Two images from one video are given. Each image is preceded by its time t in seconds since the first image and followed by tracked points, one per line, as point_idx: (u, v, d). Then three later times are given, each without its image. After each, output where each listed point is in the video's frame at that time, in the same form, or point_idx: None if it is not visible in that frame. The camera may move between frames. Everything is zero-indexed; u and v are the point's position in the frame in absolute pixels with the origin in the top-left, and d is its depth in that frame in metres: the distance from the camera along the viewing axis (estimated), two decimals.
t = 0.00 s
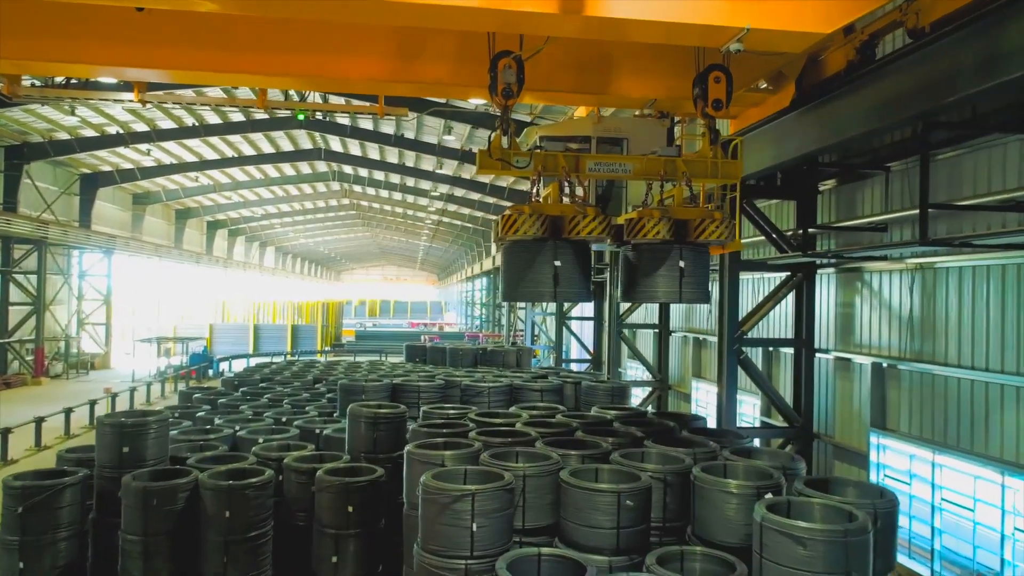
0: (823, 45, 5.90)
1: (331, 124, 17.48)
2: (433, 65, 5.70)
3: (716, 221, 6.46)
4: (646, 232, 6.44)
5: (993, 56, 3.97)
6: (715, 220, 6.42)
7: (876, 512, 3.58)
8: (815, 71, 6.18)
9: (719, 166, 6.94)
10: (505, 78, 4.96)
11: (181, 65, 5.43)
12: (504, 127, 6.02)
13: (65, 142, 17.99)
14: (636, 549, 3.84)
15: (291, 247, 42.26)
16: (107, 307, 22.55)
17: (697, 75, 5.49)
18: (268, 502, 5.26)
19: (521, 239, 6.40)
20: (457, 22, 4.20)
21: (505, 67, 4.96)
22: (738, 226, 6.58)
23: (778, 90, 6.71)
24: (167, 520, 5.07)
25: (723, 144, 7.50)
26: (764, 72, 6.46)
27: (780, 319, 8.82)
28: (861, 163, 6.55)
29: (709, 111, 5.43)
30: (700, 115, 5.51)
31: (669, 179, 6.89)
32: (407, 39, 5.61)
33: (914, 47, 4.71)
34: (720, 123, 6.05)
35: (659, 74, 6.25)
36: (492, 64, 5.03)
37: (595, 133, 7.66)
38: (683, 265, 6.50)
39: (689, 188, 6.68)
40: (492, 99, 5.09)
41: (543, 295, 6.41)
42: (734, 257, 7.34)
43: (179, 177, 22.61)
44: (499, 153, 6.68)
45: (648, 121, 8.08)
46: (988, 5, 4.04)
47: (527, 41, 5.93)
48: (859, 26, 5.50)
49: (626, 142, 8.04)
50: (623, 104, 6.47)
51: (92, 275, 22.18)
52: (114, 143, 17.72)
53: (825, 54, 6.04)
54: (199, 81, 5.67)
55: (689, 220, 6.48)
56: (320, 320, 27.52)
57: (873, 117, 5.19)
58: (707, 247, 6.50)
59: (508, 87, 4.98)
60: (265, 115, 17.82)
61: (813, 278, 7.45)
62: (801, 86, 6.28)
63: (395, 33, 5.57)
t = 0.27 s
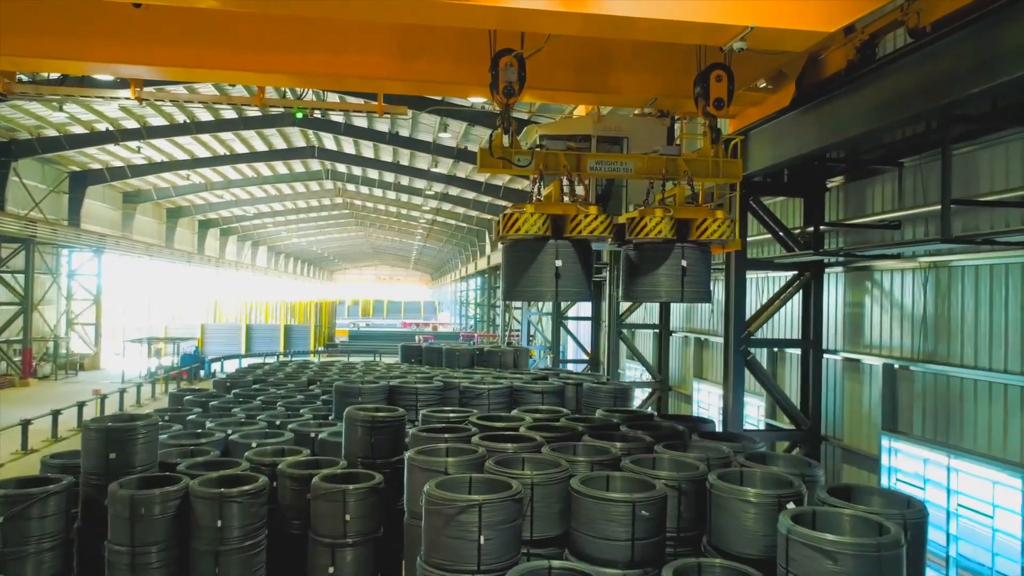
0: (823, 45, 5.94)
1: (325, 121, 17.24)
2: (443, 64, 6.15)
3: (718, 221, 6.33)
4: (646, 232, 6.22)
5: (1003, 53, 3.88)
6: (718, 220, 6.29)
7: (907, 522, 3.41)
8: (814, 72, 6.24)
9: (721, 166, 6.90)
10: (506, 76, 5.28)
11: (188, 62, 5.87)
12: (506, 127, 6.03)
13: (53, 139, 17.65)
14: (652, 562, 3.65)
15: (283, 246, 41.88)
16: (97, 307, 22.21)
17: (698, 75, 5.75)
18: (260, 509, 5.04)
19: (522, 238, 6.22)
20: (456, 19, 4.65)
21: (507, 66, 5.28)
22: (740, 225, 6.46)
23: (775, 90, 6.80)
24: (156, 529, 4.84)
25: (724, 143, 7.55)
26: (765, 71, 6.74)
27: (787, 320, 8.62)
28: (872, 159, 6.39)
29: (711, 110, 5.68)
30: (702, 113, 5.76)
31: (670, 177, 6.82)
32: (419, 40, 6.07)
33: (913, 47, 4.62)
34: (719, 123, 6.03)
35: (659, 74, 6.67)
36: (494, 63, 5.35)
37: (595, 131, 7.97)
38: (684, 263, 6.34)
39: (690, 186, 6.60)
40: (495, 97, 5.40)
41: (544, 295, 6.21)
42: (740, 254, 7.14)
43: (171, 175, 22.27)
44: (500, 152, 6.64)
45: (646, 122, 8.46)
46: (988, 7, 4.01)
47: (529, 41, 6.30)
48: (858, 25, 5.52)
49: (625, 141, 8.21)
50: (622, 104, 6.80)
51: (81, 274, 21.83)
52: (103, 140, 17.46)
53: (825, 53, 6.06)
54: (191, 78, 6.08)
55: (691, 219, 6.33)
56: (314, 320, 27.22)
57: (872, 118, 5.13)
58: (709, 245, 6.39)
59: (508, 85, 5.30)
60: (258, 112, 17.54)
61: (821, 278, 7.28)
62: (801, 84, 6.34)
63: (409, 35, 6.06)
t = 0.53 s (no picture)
0: (823, 45, 5.73)
1: (319, 118, 16.98)
2: (446, 64, 6.01)
3: (721, 220, 6.17)
4: (647, 231, 6.12)
5: None
6: (720, 219, 6.12)
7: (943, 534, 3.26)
8: (814, 72, 6.03)
9: (721, 164, 6.87)
10: (507, 74, 5.17)
11: (189, 59, 5.68)
12: (505, 124, 5.86)
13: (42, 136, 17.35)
14: None
15: (277, 246, 41.53)
16: (88, 307, 21.89)
17: (699, 74, 5.60)
18: (253, 517, 4.84)
19: (523, 237, 6.17)
20: (453, 17, 4.39)
21: (508, 63, 5.17)
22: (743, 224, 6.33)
23: (775, 90, 6.55)
24: (144, 541, 4.62)
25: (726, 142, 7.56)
26: (765, 71, 6.44)
27: (794, 322, 8.44)
28: (886, 155, 6.24)
29: (712, 109, 5.53)
30: (703, 112, 5.61)
31: (671, 176, 6.82)
32: (421, 39, 5.93)
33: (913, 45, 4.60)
34: (720, 121, 5.89)
35: (661, 72, 6.57)
36: (494, 61, 5.23)
37: (596, 130, 7.86)
38: (687, 262, 6.23)
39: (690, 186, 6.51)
40: (495, 97, 5.28)
41: (546, 295, 6.22)
42: (747, 252, 6.96)
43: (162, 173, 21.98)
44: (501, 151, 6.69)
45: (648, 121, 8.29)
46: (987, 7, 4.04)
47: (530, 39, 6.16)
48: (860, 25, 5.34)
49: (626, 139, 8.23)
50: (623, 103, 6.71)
51: (72, 274, 21.52)
52: (94, 137, 17.19)
53: (826, 52, 5.82)
54: (186, 76, 5.87)
55: (693, 218, 6.14)
56: (308, 320, 26.96)
57: (872, 117, 5.15)
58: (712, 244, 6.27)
59: (509, 83, 5.20)
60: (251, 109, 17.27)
61: (831, 276, 7.10)
62: (801, 84, 6.16)
63: (412, 33, 5.92)
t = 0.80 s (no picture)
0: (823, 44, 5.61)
1: (315, 116, 16.73)
2: (448, 62, 5.85)
3: (724, 219, 6.28)
4: (649, 231, 6.24)
5: None
6: (723, 218, 6.26)
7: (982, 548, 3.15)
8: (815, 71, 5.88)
9: (724, 163, 6.80)
10: (509, 73, 5.08)
11: (191, 57, 5.56)
12: (506, 122, 5.65)
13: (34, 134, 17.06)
14: None
15: (272, 245, 41.23)
16: (81, 307, 21.61)
17: (701, 73, 5.51)
18: (248, 527, 4.62)
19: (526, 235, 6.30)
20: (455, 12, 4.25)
21: (510, 61, 5.06)
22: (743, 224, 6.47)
23: (778, 90, 6.36)
24: (133, 553, 4.41)
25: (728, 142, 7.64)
26: (766, 70, 6.16)
27: (803, 323, 8.22)
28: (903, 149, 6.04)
29: (714, 107, 5.43)
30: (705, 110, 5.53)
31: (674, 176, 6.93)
32: (421, 37, 5.79)
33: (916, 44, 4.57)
34: (723, 120, 5.78)
35: (660, 71, 6.36)
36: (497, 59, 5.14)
37: (596, 129, 8.01)
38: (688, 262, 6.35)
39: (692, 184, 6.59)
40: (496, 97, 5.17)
41: (547, 294, 6.37)
42: (757, 250, 6.78)
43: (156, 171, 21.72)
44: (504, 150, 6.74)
45: (650, 121, 8.34)
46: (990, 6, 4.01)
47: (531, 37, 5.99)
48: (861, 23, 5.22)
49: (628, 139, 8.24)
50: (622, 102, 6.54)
51: (65, 273, 21.24)
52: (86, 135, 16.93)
53: (827, 51, 5.67)
54: (183, 74, 5.74)
55: (697, 217, 6.26)
56: (304, 320, 26.70)
57: (873, 117, 5.13)
58: (713, 243, 6.39)
59: (512, 82, 5.09)
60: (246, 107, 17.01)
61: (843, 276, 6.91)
62: (801, 83, 6.01)
63: (412, 31, 5.77)
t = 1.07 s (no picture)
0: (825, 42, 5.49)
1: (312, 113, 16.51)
2: (453, 62, 5.69)
3: (727, 219, 6.27)
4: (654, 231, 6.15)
5: None
6: (726, 218, 6.24)
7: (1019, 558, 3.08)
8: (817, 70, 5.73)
9: (728, 162, 6.74)
10: (512, 73, 4.79)
11: (197, 56, 5.39)
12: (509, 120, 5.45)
13: (27, 131, 16.81)
14: None
15: (269, 245, 40.95)
16: (75, 307, 21.36)
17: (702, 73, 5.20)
18: (243, 539, 4.42)
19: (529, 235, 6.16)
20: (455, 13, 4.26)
21: (512, 61, 4.79)
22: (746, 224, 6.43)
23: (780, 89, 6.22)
24: (122, 565, 4.21)
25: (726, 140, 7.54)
26: (768, 70, 5.94)
27: (815, 324, 8.04)
28: (920, 145, 5.86)
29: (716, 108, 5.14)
30: (708, 111, 5.24)
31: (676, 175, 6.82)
32: (425, 36, 5.63)
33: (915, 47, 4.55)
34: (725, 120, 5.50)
35: (661, 70, 6.16)
36: (498, 59, 4.86)
37: (598, 130, 7.71)
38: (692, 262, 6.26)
39: (694, 185, 6.50)
40: (499, 94, 4.90)
41: (550, 295, 6.20)
42: (769, 248, 6.57)
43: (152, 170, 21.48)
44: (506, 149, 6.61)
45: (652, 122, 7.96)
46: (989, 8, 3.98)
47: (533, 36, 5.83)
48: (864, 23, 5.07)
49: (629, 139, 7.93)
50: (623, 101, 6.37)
51: (59, 273, 20.99)
52: (80, 132, 16.68)
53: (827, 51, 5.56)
54: (183, 73, 5.55)
55: (699, 218, 6.22)
56: (302, 320, 26.47)
57: (875, 116, 5.12)
58: (716, 243, 6.35)
59: (514, 81, 4.82)
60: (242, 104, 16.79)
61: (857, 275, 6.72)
62: (803, 83, 5.89)
63: (415, 30, 5.62)
